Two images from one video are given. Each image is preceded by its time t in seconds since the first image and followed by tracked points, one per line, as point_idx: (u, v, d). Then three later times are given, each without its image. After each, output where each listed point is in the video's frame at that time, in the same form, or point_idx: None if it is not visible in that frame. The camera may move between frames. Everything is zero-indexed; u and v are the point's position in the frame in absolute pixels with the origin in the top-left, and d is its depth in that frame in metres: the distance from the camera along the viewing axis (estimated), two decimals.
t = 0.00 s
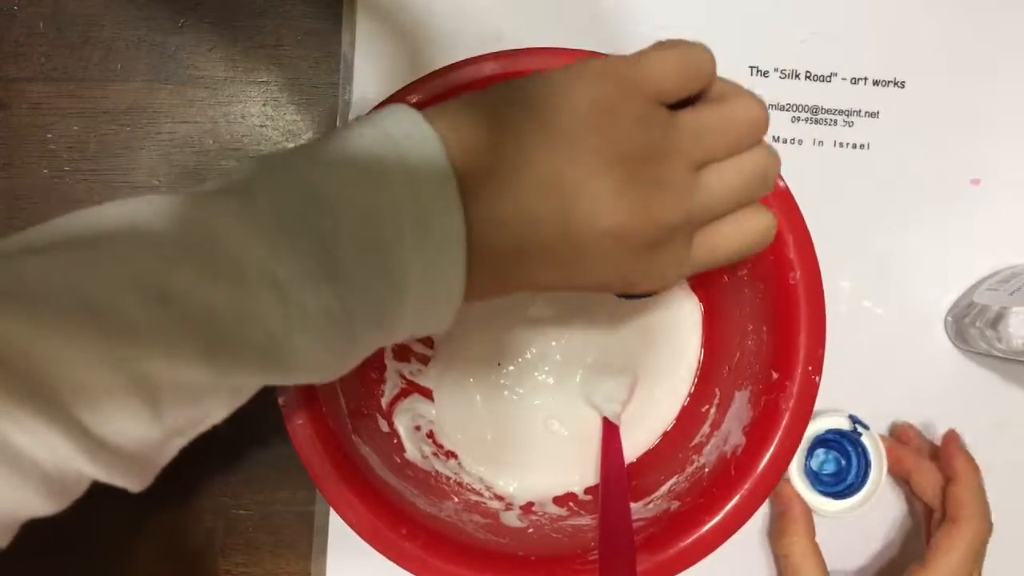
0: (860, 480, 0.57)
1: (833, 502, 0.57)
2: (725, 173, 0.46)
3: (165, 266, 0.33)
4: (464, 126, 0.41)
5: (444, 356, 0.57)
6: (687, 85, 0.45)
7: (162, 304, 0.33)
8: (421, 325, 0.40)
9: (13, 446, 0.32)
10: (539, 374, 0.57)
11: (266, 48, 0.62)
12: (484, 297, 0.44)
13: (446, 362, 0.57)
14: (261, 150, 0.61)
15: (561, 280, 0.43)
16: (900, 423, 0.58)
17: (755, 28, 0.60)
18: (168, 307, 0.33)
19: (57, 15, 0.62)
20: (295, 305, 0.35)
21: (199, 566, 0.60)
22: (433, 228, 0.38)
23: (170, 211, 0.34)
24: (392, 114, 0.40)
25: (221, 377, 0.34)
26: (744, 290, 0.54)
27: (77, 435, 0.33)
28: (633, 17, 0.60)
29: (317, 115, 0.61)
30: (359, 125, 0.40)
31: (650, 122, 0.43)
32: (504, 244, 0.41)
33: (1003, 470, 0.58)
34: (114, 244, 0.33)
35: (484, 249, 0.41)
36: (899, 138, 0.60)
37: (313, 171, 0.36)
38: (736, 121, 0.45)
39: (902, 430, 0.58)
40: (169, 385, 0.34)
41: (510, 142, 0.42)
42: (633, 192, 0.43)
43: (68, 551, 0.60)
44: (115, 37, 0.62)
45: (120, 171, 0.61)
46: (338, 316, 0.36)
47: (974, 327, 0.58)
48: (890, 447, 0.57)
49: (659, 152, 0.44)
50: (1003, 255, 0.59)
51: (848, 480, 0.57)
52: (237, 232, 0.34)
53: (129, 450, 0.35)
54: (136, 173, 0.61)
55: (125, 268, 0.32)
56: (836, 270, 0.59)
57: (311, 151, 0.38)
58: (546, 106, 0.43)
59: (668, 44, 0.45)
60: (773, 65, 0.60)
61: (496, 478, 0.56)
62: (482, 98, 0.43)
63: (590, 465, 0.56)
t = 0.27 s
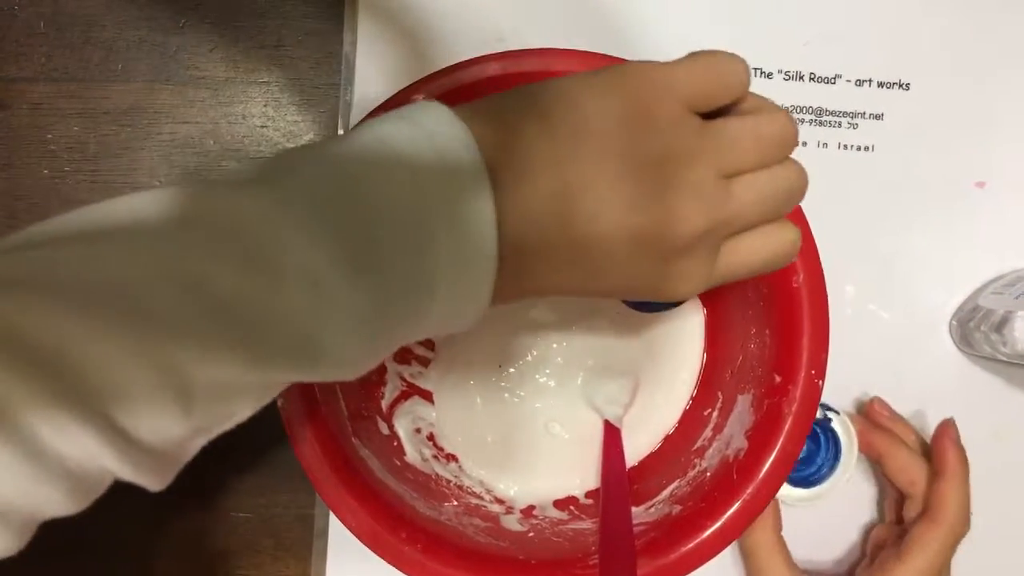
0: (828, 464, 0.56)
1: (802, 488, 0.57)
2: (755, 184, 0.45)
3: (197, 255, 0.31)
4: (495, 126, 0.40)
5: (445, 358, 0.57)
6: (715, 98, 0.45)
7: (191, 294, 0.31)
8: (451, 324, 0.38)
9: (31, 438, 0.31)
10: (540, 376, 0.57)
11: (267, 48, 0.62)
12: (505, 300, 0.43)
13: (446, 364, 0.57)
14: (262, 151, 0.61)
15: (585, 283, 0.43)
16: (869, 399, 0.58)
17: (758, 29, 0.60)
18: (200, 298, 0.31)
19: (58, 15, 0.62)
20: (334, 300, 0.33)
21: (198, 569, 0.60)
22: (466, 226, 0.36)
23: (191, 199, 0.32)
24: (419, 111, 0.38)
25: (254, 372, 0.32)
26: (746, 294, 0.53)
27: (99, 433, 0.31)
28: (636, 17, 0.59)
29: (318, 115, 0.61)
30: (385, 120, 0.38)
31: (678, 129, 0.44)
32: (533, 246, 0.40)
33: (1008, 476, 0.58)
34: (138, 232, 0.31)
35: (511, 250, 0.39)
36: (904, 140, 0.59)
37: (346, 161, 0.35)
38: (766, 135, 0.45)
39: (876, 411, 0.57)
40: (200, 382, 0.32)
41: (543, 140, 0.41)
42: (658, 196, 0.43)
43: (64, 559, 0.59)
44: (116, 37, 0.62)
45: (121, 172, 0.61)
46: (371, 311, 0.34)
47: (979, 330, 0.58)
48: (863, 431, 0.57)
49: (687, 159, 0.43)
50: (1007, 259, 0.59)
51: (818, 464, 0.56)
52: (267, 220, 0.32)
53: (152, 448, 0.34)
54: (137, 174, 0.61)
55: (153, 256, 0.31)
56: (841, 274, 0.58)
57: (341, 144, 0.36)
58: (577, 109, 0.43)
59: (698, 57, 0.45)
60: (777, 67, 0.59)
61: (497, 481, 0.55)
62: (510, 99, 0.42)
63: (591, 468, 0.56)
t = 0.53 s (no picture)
0: (840, 471, 0.56)
1: (813, 495, 0.57)
2: (756, 177, 0.45)
3: (218, 250, 0.30)
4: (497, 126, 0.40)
5: (445, 358, 0.57)
6: (707, 88, 0.44)
7: (215, 290, 0.30)
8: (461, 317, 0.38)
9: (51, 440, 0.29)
10: (541, 377, 0.56)
11: (269, 47, 0.62)
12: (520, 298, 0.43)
13: (447, 364, 0.56)
14: (262, 151, 0.61)
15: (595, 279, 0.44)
16: (884, 405, 0.57)
17: (761, 29, 0.59)
18: (224, 292, 0.30)
19: (59, 14, 0.62)
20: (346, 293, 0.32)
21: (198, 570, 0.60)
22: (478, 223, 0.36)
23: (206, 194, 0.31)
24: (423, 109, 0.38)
25: (277, 368, 0.31)
26: (748, 296, 0.53)
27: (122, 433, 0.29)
28: (638, 18, 0.59)
29: (319, 114, 0.61)
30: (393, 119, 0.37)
31: (674, 123, 0.43)
32: (544, 247, 0.40)
33: (1011, 480, 0.57)
34: (154, 228, 0.30)
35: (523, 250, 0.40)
36: (907, 141, 0.59)
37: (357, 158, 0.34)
38: (763, 126, 0.44)
39: (891, 417, 0.57)
40: (225, 376, 0.30)
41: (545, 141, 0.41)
42: (658, 193, 0.43)
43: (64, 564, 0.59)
44: (116, 36, 0.62)
45: (121, 172, 0.61)
46: (387, 306, 0.34)
47: (982, 333, 0.58)
48: (876, 440, 0.56)
49: (686, 154, 0.43)
50: (1010, 261, 0.59)
51: (829, 470, 0.56)
52: (286, 215, 0.31)
53: (173, 447, 0.32)
54: (136, 173, 0.61)
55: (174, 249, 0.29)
56: (843, 275, 0.58)
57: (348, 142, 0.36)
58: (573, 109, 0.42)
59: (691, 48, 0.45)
60: (780, 67, 0.59)
61: (498, 483, 0.55)
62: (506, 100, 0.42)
63: (592, 470, 0.55)
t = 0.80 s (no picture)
0: (837, 472, 0.56)
1: (811, 495, 0.56)
2: (777, 218, 0.44)
3: (242, 278, 0.30)
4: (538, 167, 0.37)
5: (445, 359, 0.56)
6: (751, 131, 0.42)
7: (238, 317, 0.29)
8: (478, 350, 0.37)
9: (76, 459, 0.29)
10: (541, 378, 0.56)
11: (269, 47, 0.62)
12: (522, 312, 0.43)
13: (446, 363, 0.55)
14: (263, 151, 0.61)
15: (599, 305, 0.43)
16: (882, 406, 0.57)
17: (762, 30, 0.59)
18: (244, 318, 0.30)
19: (59, 15, 0.62)
20: (365, 340, 0.32)
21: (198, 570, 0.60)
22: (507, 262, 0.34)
23: (239, 213, 0.31)
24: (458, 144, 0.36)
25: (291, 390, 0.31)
26: (750, 297, 0.53)
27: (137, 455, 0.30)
28: (638, 18, 0.59)
29: (319, 114, 0.61)
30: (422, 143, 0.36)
31: (710, 169, 0.41)
32: (561, 276, 0.39)
33: (1010, 481, 0.57)
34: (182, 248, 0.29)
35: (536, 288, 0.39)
36: (908, 142, 0.59)
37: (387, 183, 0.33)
38: (797, 173, 0.43)
39: (888, 419, 0.57)
40: (239, 395, 0.31)
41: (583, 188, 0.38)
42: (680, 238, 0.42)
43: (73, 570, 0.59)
44: (116, 37, 0.62)
45: (121, 172, 0.61)
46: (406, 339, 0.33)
47: (983, 334, 0.58)
48: (874, 441, 0.56)
49: (715, 204, 0.42)
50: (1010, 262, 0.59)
51: (826, 471, 0.56)
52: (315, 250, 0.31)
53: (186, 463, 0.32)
54: (137, 173, 0.60)
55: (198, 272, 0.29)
56: (843, 276, 0.58)
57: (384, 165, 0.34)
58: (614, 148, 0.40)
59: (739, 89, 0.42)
60: (780, 67, 0.59)
61: (498, 483, 0.55)
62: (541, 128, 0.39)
63: (592, 471, 0.55)
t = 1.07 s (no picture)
0: (836, 472, 0.56)
1: (810, 495, 0.56)
2: (767, 184, 0.45)
3: (239, 255, 0.29)
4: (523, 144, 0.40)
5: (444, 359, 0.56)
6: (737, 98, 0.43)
7: (237, 296, 0.29)
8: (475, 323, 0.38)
9: (77, 451, 0.28)
10: (541, 378, 0.56)
11: (268, 47, 0.62)
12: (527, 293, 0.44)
13: (445, 364, 0.56)
14: (263, 152, 0.61)
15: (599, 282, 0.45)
16: (881, 405, 0.57)
17: (761, 30, 0.59)
18: (244, 295, 0.29)
19: (58, 14, 0.62)
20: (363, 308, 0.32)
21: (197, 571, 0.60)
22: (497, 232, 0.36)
23: (231, 196, 0.31)
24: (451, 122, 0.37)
25: (291, 371, 0.31)
26: (749, 297, 0.53)
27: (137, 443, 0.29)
28: (638, 18, 0.59)
29: (318, 115, 0.61)
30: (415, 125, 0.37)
31: (693, 136, 0.43)
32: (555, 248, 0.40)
33: (1010, 482, 0.57)
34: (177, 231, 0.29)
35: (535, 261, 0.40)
36: (907, 143, 0.59)
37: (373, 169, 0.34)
38: (779, 134, 0.44)
39: (888, 415, 0.57)
40: (238, 377, 0.30)
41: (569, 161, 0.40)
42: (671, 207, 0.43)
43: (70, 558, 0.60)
44: (116, 37, 0.62)
45: (121, 172, 0.60)
46: (403, 312, 0.34)
47: (983, 334, 0.58)
48: (870, 440, 0.56)
49: (702, 170, 0.43)
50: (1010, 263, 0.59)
51: (825, 471, 0.56)
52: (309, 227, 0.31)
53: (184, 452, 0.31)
54: (136, 173, 0.60)
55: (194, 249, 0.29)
56: (843, 277, 0.58)
57: (374, 151, 0.35)
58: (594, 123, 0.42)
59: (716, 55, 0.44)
60: (780, 68, 0.59)
61: (496, 485, 0.55)
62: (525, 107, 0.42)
63: (592, 471, 0.55)
